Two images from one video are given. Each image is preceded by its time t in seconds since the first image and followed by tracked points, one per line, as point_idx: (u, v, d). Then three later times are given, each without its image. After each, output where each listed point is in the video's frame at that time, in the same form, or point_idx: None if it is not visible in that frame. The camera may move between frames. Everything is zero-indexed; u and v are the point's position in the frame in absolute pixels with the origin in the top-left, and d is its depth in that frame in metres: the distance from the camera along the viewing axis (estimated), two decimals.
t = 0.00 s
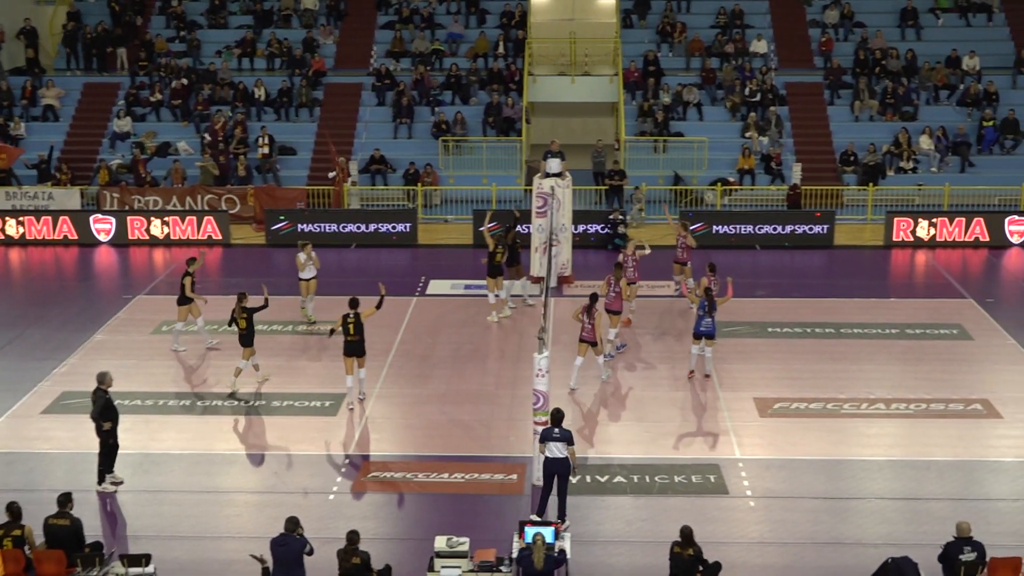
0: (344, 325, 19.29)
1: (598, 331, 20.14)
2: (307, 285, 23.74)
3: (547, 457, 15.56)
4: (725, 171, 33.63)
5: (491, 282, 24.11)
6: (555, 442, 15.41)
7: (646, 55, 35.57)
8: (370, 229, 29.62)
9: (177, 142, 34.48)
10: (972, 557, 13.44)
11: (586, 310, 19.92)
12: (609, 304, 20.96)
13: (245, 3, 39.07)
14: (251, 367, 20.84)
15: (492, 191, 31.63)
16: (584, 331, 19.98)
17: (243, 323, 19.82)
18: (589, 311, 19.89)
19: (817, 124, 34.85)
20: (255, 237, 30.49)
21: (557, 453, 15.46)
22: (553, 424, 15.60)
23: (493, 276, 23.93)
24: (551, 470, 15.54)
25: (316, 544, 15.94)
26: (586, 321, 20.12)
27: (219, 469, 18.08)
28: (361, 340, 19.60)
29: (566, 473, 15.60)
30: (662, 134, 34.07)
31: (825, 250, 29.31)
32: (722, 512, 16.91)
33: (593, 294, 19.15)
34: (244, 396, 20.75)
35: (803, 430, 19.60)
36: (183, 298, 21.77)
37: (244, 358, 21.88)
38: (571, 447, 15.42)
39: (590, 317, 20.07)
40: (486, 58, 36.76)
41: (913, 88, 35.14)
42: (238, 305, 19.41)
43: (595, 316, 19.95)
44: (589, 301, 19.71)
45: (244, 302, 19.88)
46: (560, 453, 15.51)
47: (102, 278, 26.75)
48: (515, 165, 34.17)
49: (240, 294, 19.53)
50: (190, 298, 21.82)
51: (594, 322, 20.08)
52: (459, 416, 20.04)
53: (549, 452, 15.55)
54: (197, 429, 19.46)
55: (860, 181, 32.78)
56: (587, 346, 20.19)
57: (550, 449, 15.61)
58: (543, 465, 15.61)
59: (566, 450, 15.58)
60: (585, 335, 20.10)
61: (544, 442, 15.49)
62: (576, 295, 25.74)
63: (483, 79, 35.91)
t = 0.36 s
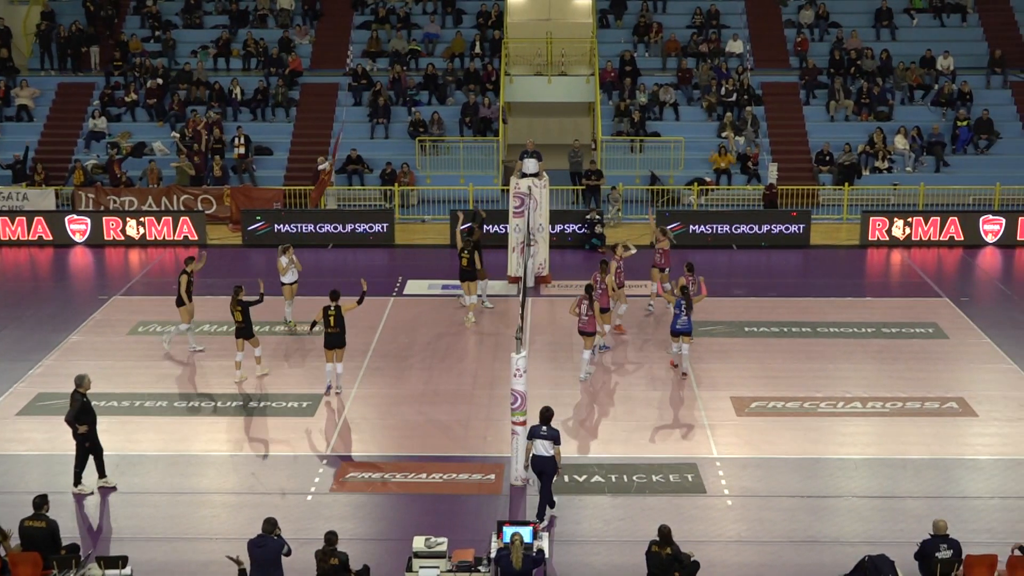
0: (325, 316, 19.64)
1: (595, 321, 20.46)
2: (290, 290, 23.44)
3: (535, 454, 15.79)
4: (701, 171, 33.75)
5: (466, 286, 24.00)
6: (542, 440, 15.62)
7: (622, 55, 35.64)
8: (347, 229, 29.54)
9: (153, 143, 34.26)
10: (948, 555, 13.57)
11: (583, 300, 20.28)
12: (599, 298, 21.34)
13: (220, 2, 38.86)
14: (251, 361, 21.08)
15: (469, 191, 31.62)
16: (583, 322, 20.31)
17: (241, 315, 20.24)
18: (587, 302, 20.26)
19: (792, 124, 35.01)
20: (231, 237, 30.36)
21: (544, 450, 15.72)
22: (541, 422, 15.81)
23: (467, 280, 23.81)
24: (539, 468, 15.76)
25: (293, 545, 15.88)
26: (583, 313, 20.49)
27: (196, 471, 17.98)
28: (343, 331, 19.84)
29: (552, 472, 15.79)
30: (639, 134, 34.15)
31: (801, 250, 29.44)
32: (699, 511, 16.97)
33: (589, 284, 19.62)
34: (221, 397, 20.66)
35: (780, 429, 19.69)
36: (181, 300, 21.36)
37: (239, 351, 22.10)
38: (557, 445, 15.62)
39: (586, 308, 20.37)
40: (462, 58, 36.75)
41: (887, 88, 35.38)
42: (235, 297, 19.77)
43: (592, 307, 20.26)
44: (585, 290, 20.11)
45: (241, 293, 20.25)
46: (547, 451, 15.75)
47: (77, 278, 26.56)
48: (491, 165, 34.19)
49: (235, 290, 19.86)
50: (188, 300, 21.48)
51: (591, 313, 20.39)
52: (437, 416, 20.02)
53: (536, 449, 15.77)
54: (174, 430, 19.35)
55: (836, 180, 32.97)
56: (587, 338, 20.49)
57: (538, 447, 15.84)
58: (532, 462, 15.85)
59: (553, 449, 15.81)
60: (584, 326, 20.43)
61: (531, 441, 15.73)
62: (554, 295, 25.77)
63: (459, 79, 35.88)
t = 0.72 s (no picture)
0: (319, 310, 19.98)
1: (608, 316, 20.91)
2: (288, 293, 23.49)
3: (537, 450, 15.92)
4: (694, 171, 33.78)
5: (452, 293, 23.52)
6: (543, 437, 15.73)
7: (614, 55, 35.66)
8: (340, 230, 29.49)
9: (145, 143, 34.17)
10: (940, 554, 13.61)
11: (595, 294, 20.82)
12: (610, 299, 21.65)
13: (212, 3, 38.78)
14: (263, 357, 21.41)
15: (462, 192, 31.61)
16: (595, 317, 20.80)
17: (254, 310, 20.67)
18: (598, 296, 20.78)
19: (784, 124, 35.06)
20: (224, 238, 30.30)
21: (545, 447, 15.86)
22: (541, 418, 15.87)
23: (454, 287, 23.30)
24: (542, 464, 15.91)
25: (286, 546, 15.86)
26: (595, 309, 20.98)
27: (189, 472, 17.94)
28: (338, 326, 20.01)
29: (554, 467, 15.95)
30: (631, 134, 34.15)
31: (793, 250, 29.47)
32: (692, 511, 16.98)
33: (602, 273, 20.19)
34: (215, 397, 20.63)
35: (773, 429, 19.71)
36: (194, 301, 21.68)
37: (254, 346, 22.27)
38: (557, 441, 15.73)
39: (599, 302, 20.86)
40: (454, 58, 36.73)
41: (879, 88, 35.46)
42: (248, 292, 20.28)
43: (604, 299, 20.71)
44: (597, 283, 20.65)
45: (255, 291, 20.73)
46: (549, 447, 15.86)
47: (69, 279, 26.49)
48: (484, 165, 34.20)
49: (251, 282, 20.43)
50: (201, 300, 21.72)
51: (603, 308, 20.86)
52: (429, 417, 20.01)
53: (539, 445, 15.90)
54: (166, 431, 19.31)
55: (828, 180, 33.03)
56: (599, 333, 20.97)
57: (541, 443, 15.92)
58: (534, 458, 15.98)
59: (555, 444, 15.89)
60: (596, 321, 20.92)
61: (533, 437, 15.82)
62: (546, 295, 25.76)
63: (452, 79, 35.86)
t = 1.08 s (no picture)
0: (319, 301, 20.46)
1: (618, 313, 21.37)
2: (296, 295, 22.87)
3: (540, 445, 16.16)
4: (689, 171, 33.80)
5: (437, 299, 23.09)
6: (544, 433, 15.95)
7: (609, 56, 35.68)
8: (335, 230, 29.47)
9: (139, 144, 34.14)
10: (935, 554, 13.61)
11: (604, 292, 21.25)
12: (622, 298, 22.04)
13: (206, 4, 38.76)
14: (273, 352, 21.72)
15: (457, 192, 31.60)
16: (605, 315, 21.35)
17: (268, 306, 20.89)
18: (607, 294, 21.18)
19: (779, 124, 35.11)
20: (218, 238, 30.27)
21: (547, 443, 16.09)
22: (542, 414, 16.10)
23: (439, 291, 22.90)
24: (545, 458, 16.18)
25: (281, 547, 15.85)
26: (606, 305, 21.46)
27: (184, 473, 17.93)
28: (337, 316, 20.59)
29: (557, 463, 16.22)
30: (626, 134, 34.18)
31: (788, 251, 29.49)
32: (686, 512, 16.99)
33: (611, 269, 20.66)
34: (210, 399, 20.61)
35: (767, 429, 19.73)
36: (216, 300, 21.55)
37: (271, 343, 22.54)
38: (559, 437, 15.95)
39: (609, 300, 21.29)
40: (449, 59, 36.74)
41: (874, 88, 35.51)
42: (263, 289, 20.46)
43: (614, 297, 21.12)
44: (607, 281, 21.10)
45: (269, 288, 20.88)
46: (551, 443, 16.11)
47: (63, 281, 26.43)
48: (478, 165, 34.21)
49: (263, 282, 20.59)
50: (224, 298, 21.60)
51: (612, 306, 21.30)
52: (424, 418, 20.00)
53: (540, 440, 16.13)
54: (162, 432, 19.29)
55: (822, 181, 33.08)
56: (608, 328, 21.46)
57: (541, 439, 16.17)
58: (536, 453, 16.25)
59: (555, 440, 16.15)
60: (606, 318, 21.43)
61: (534, 434, 16.03)
62: (541, 295, 25.78)
63: (447, 80, 35.84)
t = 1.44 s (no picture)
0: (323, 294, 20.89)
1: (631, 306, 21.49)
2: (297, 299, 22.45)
3: (548, 443, 16.22)
4: (685, 171, 33.80)
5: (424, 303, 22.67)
6: (555, 430, 16.03)
7: (605, 56, 35.68)
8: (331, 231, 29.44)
9: (135, 143, 34.10)
10: (930, 554, 13.64)
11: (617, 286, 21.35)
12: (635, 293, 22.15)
13: (202, 4, 38.73)
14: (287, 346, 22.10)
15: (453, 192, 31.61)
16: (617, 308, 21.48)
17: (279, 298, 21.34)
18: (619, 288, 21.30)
19: (776, 124, 35.15)
20: (214, 238, 30.25)
21: (557, 441, 16.12)
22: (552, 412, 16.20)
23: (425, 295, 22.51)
24: (552, 456, 16.23)
25: (276, 547, 15.84)
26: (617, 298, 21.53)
27: (180, 473, 17.92)
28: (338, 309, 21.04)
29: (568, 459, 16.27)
30: (622, 135, 34.19)
31: (784, 251, 29.50)
32: (682, 512, 17.00)
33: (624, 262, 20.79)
34: (205, 399, 20.59)
35: (763, 429, 19.73)
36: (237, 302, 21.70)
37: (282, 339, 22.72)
38: (570, 435, 16.05)
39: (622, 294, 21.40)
40: (445, 59, 36.72)
41: (870, 89, 35.53)
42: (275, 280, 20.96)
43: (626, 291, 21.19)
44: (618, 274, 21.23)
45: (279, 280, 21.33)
46: (560, 441, 16.14)
47: (59, 281, 26.39)
48: (474, 165, 34.20)
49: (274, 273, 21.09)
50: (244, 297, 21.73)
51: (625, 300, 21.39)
52: (420, 418, 19.99)
53: (549, 438, 16.20)
54: (158, 432, 19.28)
55: (818, 181, 33.09)
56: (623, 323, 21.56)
57: (551, 437, 16.22)
58: (544, 450, 16.30)
59: (565, 437, 16.19)
60: (618, 311, 21.57)
61: (544, 431, 16.09)
62: (537, 295, 25.78)
63: (443, 80, 35.82)
